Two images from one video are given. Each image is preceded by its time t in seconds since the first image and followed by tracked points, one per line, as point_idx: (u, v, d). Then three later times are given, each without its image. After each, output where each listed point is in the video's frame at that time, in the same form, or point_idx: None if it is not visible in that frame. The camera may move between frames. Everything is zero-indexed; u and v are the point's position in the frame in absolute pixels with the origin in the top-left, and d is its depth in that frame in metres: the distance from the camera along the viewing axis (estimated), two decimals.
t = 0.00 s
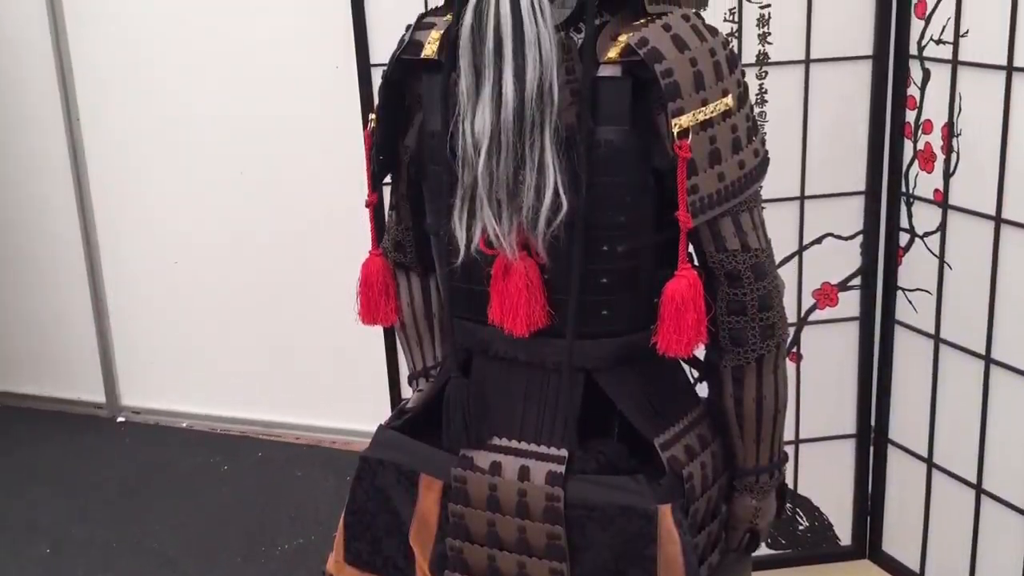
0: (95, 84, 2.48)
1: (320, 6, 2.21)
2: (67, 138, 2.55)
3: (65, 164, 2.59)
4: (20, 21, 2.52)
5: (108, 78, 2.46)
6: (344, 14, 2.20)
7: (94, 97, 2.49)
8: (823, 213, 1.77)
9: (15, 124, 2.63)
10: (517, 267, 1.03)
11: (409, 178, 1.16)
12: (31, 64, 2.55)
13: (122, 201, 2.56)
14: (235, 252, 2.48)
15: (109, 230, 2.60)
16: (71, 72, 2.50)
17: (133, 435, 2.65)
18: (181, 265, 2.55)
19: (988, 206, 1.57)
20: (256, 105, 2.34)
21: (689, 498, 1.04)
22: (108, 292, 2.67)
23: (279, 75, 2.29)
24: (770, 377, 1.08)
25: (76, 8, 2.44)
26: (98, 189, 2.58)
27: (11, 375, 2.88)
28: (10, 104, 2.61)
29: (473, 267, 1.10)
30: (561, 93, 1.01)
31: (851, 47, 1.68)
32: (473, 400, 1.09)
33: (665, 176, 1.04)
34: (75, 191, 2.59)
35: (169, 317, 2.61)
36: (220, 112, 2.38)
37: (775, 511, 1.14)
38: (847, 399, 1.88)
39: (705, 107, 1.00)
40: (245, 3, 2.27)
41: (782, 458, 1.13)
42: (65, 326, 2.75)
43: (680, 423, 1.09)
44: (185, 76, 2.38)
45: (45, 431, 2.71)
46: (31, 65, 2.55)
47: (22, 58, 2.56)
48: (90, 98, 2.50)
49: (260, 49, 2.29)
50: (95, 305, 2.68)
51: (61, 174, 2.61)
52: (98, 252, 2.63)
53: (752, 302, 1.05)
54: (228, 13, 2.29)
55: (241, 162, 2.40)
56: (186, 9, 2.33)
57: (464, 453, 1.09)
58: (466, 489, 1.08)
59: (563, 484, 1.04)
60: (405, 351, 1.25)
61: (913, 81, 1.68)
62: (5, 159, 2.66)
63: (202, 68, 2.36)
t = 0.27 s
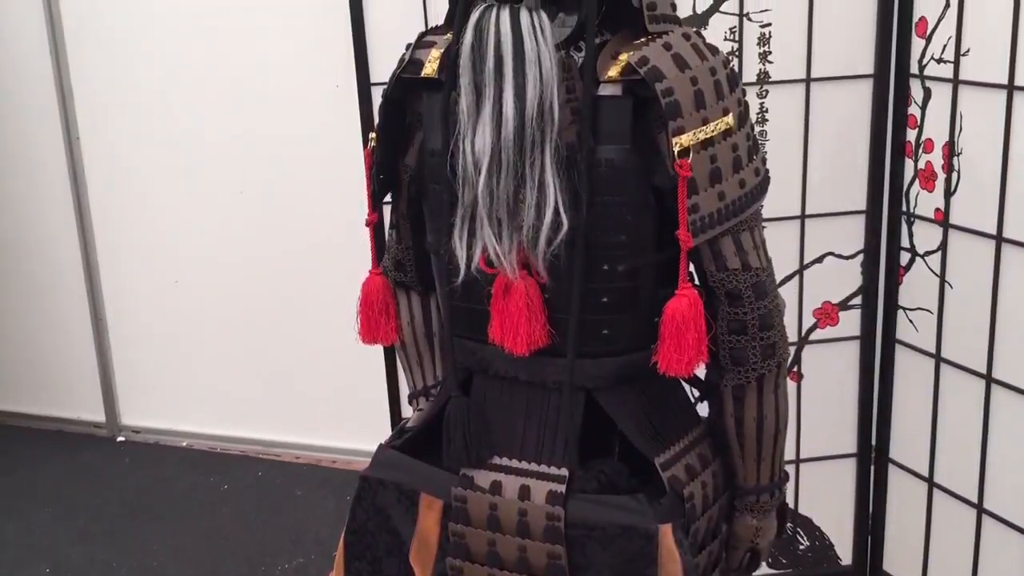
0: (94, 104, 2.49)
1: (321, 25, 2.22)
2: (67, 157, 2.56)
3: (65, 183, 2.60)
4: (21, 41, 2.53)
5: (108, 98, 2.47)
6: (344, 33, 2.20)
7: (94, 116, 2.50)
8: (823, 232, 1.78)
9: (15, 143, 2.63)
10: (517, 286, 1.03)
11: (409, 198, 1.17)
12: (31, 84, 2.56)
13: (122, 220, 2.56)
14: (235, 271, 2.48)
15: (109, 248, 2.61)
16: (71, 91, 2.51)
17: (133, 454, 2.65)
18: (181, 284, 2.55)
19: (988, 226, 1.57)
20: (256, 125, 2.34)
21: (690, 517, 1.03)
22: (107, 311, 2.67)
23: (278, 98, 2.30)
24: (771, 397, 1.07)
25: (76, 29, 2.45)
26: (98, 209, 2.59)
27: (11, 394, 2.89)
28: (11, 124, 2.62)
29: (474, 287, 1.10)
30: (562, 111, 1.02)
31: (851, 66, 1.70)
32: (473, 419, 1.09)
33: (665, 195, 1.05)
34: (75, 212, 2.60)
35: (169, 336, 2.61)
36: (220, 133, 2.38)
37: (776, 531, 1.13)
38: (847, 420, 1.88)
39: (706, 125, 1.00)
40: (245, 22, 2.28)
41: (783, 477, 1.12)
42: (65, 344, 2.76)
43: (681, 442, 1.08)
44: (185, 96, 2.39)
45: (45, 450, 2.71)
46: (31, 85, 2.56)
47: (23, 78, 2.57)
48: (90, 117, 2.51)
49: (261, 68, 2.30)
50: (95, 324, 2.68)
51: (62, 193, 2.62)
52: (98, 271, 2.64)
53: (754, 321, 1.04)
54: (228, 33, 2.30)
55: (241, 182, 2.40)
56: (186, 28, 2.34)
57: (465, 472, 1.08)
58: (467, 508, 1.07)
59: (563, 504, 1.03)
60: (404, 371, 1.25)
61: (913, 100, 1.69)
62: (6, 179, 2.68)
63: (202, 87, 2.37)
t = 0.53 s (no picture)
0: (95, 123, 2.50)
1: (320, 43, 2.21)
2: (67, 177, 2.58)
3: (65, 202, 2.61)
4: (22, 61, 2.56)
5: (108, 118, 2.49)
6: (343, 50, 2.19)
7: (94, 135, 2.52)
8: (824, 250, 1.79)
9: (16, 162, 2.65)
10: (517, 305, 1.03)
11: (409, 217, 1.17)
12: (32, 104, 2.58)
13: (123, 238, 2.57)
14: (235, 290, 2.48)
15: (109, 267, 2.62)
16: (71, 111, 2.52)
17: (132, 473, 2.65)
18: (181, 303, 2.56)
19: (988, 245, 1.57)
20: (256, 144, 2.35)
21: (690, 536, 1.03)
22: (107, 329, 2.68)
23: (279, 117, 2.30)
24: (772, 417, 1.07)
25: (76, 48, 2.46)
26: (98, 229, 2.60)
27: (10, 413, 2.89)
28: (11, 143, 2.64)
29: (474, 306, 1.10)
30: (563, 130, 1.02)
31: (852, 85, 1.70)
32: (473, 439, 1.08)
33: (665, 214, 1.05)
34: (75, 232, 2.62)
35: (169, 354, 2.61)
36: (219, 153, 2.39)
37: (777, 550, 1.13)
38: (848, 440, 1.89)
39: (706, 144, 1.00)
40: (244, 41, 2.28)
41: (784, 497, 1.11)
42: (65, 363, 2.76)
43: (682, 461, 1.08)
44: (186, 115, 2.40)
45: (44, 470, 2.71)
46: (31, 105, 2.58)
47: (23, 98, 2.58)
48: (90, 137, 2.52)
49: (261, 88, 2.30)
50: (95, 343, 2.69)
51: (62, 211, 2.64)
52: (98, 290, 2.65)
53: (755, 340, 1.04)
54: (227, 52, 2.30)
55: (241, 201, 2.41)
56: (186, 47, 2.34)
57: (465, 491, 1.08)
58: (467, 527, 1.07)
59: (564, 522, 1.03)
60: (404, 390, 1.25)
61: (914, 119, 1.69)
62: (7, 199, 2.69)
63: (202, 106, 2.37)
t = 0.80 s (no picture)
0: (95, 141, 2.48)
1: (319, 61, 2.19)
2: (67, 196, 2.56)
3: (65, 223, 2.60)
4: (22, 80, 2.54)
5: (108, 135, 2.46)
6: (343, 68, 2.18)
7: (94, 155, 2.50)
8: (825, 270, 1.80)
9: (16, 181, 2.64)
10: (517, 324, 1.03)
11: (409, 235, 1.18)
12: (32, 123, 2.56)
13: (123, 257, 2.56)
14: (235, 309, 2.47)
15: (110, 286, 2.60)
16: (71, 130, 2.50)
17: (133, 493, 2.64)
18: (181, 322, 2.54)
19: (988, 265, 1.58)
20: (255, 164, 2.33)
21: (691, 557, 1.01)
22: (108, 348, 2.66)
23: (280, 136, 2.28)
24: (773, 436, 1.07)
25: (76, 67, 2.44)
26: (98, 249, 2.58)
27: (13, 432, 2.89)
28: (11, 162, 2.62)
29: (474, 326, 1.11)
30: (563, 149, 1.02)
31: (853, 104, 1.72)
32: (473, 458, 1.08)
33: (666, 233, 1.05)
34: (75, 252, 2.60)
35: (168, 373, 2.60)
36: (218, 173, 2.37)
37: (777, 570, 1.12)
38: (848, 461, 1.90)
39: (707, 163, 1.01)
40: (243, 59, 2.26)
41: (785, 516, 1.11)
42: (67, 382, 2.75)
43: (682, 480, 1.08)
44: (184, 133, 2.38)
45: (44, 490, 2.70)
46: (32, 123, 2.56)
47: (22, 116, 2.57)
48: (90, 156, 2.50)
49: (260, 107, 2.28)
50: (95, 363, 2.68)
51: (62, 229, 2.62)
52: (98, 309, 2.63)
53: (756, 360, 1.04)
54: (226, 70, 2.28)
55: (241, 221, 2.39)
56: (184, 66, 2.32)
57: (465, 511, 1.08)
58: (467, 547, 1.07)
59: (565, 542, 1.02)
60: (403, 409, 1.25)
61: (916, 138, 1.70)
62: (7, 218, 2.68)
63: (201, 125, 2.35)
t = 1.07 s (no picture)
0: (95, 160, 2.43)
1: (320, 80, 2.15)
2: (66, 214, 2.51)
3: (65, 241, 2.55)
4: (20, 99, 2.48)
5: (108, 153, 2.41)
6: (343, 87, 2.14)
7: (94, 174, 2.45)
8: (826, 289, 1.81)
9: (15, 200, 2.58)
10: (517, 343, 1.03)
11: (410, 254, 1.18)
12: (30, 141, 2.50)
13: (122, 277, 2.51)
14: (235, 328, 2.43)
15: (109, 307, 2.55)
16: (70, 149, 2.45)
17: (131, 511, 2.60)
18: (181, 341, 2.50)
19: (989, 284, 1.59)
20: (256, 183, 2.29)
21: None
22: (108, 370, 2.61)
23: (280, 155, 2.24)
24: (773, 455, 1.07)
25: (76, 86, 2.39)
26: (98, 268, 2.53)
27: (10, 452, 2.83)
28: (10, 180, 2.57)
29: (474, 345, 1.11)
30: (563, 168, 1.02)
31: (853, 123, 1.73)
32: (474, 478, 1.07)
33: (666, 252, 1.05)
34: (75, 271, 2.55)
35: (168, 395, 2.56)
36: (218, 192, 2.33)
37: None
38: (847, 481, 1.91)
39: (708, 181, 1.01)
40: (241, 77, 2.22)
41: (785, 535, 1.10)
42: (65, 402, 2.70)
43: (682, 499, 1.08)
44: (184, 153, 2.33)
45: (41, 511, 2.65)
46: (29, 142, 2.50)
47: (20, 133, 2.51)
48: (90, 175, 2.45)
49: (258, 126, 2.24)
50: (95, 383, 2.63)
51: (62, 248, 2.57)
52: (97, 329, 2.59)
53: (756, 380, 1.04)
54: (226, 89, 2.24)
55: (241, 240, 2.35)
56: (184, 85, 2.28)
57: (466, 531, 1.07)
58: (467, 567, 1.07)
59: (565, 561, 1.02)
60: (403, 428, 1.25)
61: (917, 157, 1.72)
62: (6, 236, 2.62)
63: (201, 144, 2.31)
